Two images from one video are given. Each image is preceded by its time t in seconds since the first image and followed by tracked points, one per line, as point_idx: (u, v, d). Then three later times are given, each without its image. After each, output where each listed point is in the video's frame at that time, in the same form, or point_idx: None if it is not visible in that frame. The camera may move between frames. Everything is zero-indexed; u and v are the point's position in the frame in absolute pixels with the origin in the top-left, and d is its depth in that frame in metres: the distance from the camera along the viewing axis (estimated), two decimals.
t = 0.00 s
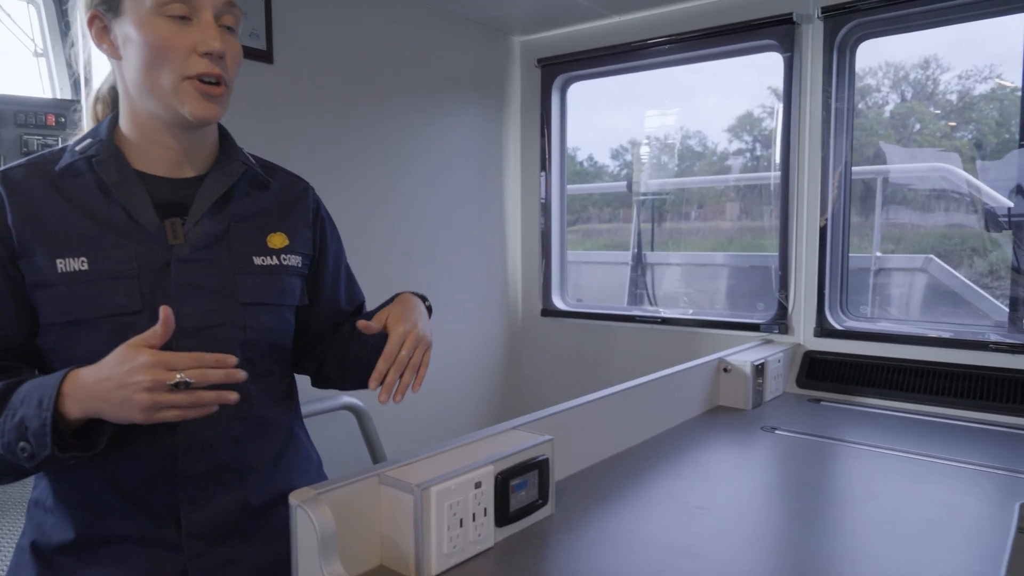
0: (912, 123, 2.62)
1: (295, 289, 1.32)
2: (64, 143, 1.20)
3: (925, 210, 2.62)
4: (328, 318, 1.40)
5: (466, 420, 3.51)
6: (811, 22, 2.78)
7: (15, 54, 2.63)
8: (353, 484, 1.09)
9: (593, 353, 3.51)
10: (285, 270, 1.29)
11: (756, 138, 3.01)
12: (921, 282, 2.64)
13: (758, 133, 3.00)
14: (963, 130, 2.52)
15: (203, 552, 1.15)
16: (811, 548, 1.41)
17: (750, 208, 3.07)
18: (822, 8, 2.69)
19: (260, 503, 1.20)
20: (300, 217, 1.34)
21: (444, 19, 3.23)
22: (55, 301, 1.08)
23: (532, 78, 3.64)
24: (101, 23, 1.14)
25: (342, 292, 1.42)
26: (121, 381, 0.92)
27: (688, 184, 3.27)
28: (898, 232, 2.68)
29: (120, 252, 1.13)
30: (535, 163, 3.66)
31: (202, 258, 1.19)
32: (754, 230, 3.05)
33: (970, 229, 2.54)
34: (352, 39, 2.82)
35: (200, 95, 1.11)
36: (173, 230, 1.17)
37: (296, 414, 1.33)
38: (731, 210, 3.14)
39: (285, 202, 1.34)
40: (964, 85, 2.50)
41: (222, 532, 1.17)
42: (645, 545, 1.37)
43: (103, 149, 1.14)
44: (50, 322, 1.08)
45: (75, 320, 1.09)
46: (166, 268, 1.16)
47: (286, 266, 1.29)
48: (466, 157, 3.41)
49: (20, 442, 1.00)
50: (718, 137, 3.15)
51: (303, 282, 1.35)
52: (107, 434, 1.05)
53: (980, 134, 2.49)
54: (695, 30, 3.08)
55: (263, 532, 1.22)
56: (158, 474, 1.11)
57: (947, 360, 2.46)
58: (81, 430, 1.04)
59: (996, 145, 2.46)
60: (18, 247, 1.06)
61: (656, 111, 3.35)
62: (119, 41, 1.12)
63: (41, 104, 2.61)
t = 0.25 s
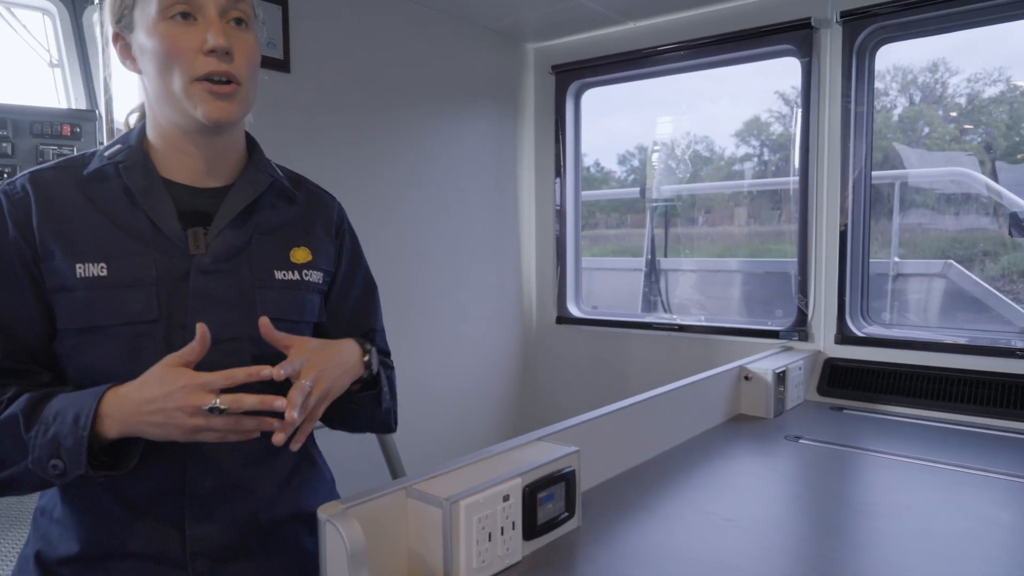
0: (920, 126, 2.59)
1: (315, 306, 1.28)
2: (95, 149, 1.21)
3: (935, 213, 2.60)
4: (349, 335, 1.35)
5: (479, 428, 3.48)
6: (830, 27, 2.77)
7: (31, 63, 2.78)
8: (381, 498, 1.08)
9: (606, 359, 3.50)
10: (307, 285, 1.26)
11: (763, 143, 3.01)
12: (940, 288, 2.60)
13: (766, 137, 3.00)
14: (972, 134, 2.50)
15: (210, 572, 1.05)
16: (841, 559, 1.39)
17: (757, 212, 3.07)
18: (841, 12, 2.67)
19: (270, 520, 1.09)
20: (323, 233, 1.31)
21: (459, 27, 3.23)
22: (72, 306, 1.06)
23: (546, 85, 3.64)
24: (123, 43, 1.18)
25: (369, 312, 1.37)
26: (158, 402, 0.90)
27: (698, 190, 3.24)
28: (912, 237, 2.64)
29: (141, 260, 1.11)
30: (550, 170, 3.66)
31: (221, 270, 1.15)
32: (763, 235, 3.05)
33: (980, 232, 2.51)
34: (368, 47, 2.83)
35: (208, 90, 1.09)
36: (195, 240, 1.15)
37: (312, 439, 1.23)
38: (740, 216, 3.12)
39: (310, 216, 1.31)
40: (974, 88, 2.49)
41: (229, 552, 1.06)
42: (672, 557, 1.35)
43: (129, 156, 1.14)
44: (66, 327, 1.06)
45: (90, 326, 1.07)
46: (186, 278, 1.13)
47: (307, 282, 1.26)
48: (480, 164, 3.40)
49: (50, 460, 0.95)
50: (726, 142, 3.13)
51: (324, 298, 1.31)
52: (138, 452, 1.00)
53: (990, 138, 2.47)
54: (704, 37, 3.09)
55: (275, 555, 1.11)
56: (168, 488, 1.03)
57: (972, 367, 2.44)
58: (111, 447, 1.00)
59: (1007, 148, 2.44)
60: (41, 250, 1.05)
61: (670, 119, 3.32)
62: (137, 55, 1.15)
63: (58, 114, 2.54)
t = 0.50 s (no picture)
0: (931, 130, 2.59)
1: (340, 317, 1.23)
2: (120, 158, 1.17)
3: (946, 217, 2.59)
4: (375, 347, 1.31)
5: (494, 436, 3.46)
6: (849, 31, 2.75)
7: (49, 73, 2.84)
8: (411, 510, 1.07)
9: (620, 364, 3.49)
10: (331, 296, 1.21)
11: (772, 147, 3.04)
12: (958, 294, 2.58)
13: (774, 142, 3.03)
14: (983, 137, 2.49)
15: None
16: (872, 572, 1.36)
17: (765, 218, 3.10)
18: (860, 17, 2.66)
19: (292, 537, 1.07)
20: (348, 240, 1.26)
21: (474, 34, 3.23)
22: (94, 318, 1.01)
23: (561, 92, 3.63)
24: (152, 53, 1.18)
25: (397, 322, 1.32)
26: (170, 418, 0.88)
27: (710, 196, 3.25)
28: (932, 240, 2.62)
29: (163, 271, 1.06)
30: (565, 176, 3.65)
31: (242, 281, 1.10)
32: (773, 240, 3.07)
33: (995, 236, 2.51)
34: (384, 55, 2.83)
35: (214, 95, 1.03)
36: (216, 251, 1.09)
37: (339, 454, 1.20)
38: (747, 220, 3.15)
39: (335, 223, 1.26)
40: (984, 91, 2.48)
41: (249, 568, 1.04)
42: (701, 570, 1.32)
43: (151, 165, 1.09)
44: (89, 339, 1.01)
45: (111, 339, 1.02)
46: (207, 290, 1.08)
47: (330, 293, 1.21)
48: (495, 172, 3.39)
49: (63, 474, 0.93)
50: (734, 146, 3.16)
51: (349, 309, 1.26)
52: (151, 469, 0.98)
53: (1001, 141, 2.46)
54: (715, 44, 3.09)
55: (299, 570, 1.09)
56: (184, 505, 1.01)
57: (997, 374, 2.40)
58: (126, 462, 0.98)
59: (1019, 152, 2.43)
60: (64, 261, 1.01)
61: (683, 125, 3.32)
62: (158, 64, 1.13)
63: (74, 123, 2.40)
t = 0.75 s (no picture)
0: (949, 134, 2.60)
1: (379, 327, 1.22)
2: (156, 174, 1.17)
3: (968, 221, 2.58)
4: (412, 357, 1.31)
5: (518, 446, 3.45)
6: (877, 36, 2.73)
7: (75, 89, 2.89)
8: (449, 523, 1.06)
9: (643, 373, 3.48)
10: (369, 306, 1.21)
11: (788, 153, 3.05)
12: (987, 300, 2.55)
13: (789, 148, 3.05)
14: (1003, 141, 2.50)
15: None
16: None
17: (781, 224, 3.12)
18: (889, 22, 2.65)
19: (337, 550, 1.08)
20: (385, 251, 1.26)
21: (497, 45, 3.24)
22: (139, 335, 1.02)
23: (583, 100, 3.63)
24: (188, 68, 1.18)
25: (430, 329, 1.33)
26: (219, 432, 0.89)
27: (728, 203, 3.26)
28: (960, 247, 2.59)
29: (204, 286, 1.07)
30: (587, 184, 3.65)
31: (282, 294, 1.11)
32: (791, 246, 3.08)
33: (1016, 241, 2.50)
34: (409, 66, 2.84)
35: (249, 112, 1.04)
36: (256, 264, 1.10)
37: (377, 465, 1.20)
38: (763, 226, 3.17)
39: (371, 234, 1.27)
40: (1003, 95, 2.48)
41: None
42: None
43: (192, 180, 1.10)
44: (133, 355, 1.02)
45: (155, 355, 1.03)
46: (248, 304, 1.09)
47: (369, 303, 1.21)
48: (518, 181, 3.40)
49: (115, 490, 0.94)
50: (749, 153, 3.18)
51: (386, 319, 1.26)
52: (202, 479, 0.99)
53: (1021, 145, 2.47)
54: (731, 52, 3.11)
55: None
56: (231, 518, 1.03)
57: None
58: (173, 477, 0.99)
59: None
60: (108, 278, 1.02)
61: (700, 132, 3.34)
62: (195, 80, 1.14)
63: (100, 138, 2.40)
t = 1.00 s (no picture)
0: (953, 136, 2.60)
1: (402, 333, 1.22)
2: (179, 183, 1.18)
3: (978, 223, 2.58)
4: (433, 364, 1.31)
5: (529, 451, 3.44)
6: (888, 37, 2.72)
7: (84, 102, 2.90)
8: (475, 530, 1.06)
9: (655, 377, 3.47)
10: (392, 312, 1.20)
11: (791, 157, 3.07)
12: (999, 302, 2.55)
13: (793, 151, 3.06)
14: (1008, 142, 2.51)
15: None
16: None
17: (785, 227, 3.14)
18: (900, 23, 2.65)
19: (363, 559, 1.08)
20: (406, 257, 1.26)
21: (506, 50, 3.24)
22: (164, 344, 1.02)
23: (593, 105, 3.64)
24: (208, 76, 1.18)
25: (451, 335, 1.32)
26: (218, 455, 0.84)
27: (736, 207, 3.27)
28: (975, 248, 2.59)
29: (229, 295, 1.07)
30: (597, 189, 3.64)
31: (306, 301, 1.11)
32: (797, 250, 3.10)
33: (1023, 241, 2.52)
34: (419, 72, 2.84)
35: (276, 117, 1.04)
36: (281, 271, 1.10)
37: (402, 474, 1.20)
38: (767, 229, 3.19)
39: (392, 239, 1.27)
40: (1007, 96, 2.50)
41: None
42: None
43: (216, 189, 1.10)
44: (159, 365, 1.03)
45: (182, 364, 1.03)
46: (274, 311, 1.09)
47: (392, 309, 1.20)
48: (528, 187, 3.40)
49: (119, 510, 0.93)
50: (752, 157, 3.20)
51: (409, 325, 1.26)
52: (207, 503, 0.97)
53: None
54: (734, 58, 3.14)
55: None
56: (257, 528, 1.03)
57: None
58: (181, 497, 0.97)
59: None
60: (132, 288, 1.03)
61: (707, 136, 3.34)
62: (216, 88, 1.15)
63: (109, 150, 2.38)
